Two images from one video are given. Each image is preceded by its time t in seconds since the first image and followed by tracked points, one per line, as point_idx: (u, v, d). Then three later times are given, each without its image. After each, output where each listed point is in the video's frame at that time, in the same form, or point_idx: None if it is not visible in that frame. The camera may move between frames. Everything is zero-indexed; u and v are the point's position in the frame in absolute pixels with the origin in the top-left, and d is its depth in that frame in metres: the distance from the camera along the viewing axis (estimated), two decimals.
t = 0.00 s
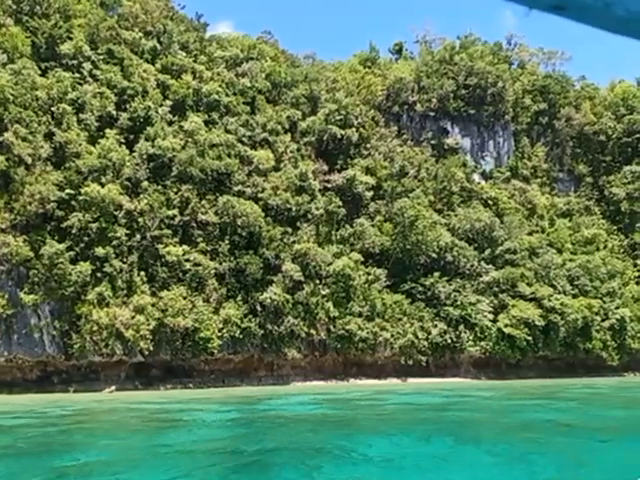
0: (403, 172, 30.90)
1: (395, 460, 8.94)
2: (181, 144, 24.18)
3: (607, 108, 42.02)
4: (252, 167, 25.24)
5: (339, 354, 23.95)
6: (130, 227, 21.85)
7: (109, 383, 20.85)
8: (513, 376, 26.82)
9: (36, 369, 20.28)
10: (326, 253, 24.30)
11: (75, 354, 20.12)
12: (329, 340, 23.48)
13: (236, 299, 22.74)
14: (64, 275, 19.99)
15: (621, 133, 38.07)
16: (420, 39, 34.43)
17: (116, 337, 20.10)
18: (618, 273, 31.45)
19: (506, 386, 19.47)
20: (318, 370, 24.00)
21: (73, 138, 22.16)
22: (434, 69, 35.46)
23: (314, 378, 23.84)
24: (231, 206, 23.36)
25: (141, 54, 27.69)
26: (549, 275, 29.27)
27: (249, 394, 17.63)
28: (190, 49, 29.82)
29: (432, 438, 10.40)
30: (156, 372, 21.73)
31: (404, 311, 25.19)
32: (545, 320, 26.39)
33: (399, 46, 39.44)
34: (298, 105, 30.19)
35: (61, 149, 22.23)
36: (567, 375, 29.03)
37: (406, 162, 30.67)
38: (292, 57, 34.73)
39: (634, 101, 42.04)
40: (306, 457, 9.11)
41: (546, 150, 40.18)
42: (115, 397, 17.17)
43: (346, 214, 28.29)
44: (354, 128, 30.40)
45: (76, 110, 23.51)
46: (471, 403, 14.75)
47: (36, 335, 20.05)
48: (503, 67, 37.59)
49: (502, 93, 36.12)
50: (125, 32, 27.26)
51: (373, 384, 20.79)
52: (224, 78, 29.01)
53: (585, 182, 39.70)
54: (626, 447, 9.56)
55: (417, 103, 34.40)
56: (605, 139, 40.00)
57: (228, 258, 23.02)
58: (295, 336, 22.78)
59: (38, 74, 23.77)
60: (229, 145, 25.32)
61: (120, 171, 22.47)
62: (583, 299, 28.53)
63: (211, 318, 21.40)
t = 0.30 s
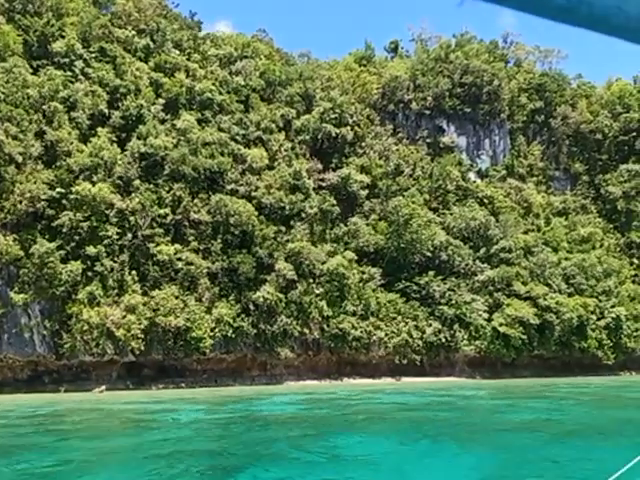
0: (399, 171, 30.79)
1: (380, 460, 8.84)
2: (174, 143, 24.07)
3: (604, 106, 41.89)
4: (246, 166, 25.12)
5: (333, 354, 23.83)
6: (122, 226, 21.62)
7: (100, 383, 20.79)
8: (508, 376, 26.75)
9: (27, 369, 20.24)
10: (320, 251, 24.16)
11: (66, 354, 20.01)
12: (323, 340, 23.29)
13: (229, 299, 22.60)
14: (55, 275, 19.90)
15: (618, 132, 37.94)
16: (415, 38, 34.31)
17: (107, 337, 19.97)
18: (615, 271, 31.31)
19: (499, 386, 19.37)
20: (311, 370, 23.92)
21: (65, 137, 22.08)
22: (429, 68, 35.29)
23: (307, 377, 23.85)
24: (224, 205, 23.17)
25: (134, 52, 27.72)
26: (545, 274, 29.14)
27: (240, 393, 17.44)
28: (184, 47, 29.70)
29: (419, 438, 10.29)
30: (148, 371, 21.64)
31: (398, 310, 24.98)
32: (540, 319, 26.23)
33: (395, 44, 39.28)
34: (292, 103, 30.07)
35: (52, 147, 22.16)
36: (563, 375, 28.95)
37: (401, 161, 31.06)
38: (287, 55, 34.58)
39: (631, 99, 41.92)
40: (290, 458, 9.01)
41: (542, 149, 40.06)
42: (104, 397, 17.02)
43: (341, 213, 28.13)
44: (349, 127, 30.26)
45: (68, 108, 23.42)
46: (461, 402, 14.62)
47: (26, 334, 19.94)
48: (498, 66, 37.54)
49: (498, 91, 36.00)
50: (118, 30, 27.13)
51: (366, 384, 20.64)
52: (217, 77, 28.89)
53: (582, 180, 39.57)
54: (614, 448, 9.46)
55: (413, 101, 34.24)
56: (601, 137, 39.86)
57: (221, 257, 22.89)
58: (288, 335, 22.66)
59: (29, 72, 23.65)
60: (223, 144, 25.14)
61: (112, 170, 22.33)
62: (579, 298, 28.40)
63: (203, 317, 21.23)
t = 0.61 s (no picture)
0: (394, 170, 30.68)
1: (368, 465, 8.80)
2: (166, 142, 23.98)
3: (601, 105, 41.81)
4: (239, 165, 24.98)
5: (327, 353, 23.76)
6: (113, 225, 21.57)
7: (91, 383, 20.70)
8: (503, 375, 26.61)
9: (18, 369, 20.13)
10: (314, 250, 24.04)
11: (56, 354, 19.89)
12: (317, 339, 23.21)
13: (222, 299, 22.48)
14: (45, 275, 19.80)
15: (614, 130, 37.86)
16: (411, 36, 34.15)
17: (98, 336, 20.01)
18: (611, 270, 31.21)
19: (490, 385, 19.32)
20: (305, 370, 23.88)
21: (56, 136, 21.97)
22: (425, 66, 35.09)
23: (301, 377, 23.80)
24: (216, 204, 23.10)
25: (127, 51, 27.63)
26: (540, 273, 29.08)
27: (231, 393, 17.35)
28: (177, 46, 29.56)
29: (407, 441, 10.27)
30: (140, 371, 21.53)
31: (392, 309, 24.87)
32: (535, 319, 26.15)
33: (391, 43, 39.09)
34: (287, 102, 29.97)
35: (43, 146, 22.05)
36: (558, 374, 28.89)
37: (397, 160, 30.54)
38: (282, 53, 34.42)
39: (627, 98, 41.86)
40: (278, 462, 8.97)
41: (538, 147, 40.00)
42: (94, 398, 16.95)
43: (336, 212, 27.65)
44: (344, 126, 30.13)
45: (59, 107, 23.30)
46: (451, 403, 14.62)
47: (16, 334, 19.70)
48: (495, 64, 37.38)
49: (494, 89, 35.90)
50: (110, 29, 27.01)
51: (361, 385, 20.59)
52: (212, 76, 28.77)
53: (579, 179, 39.48)
54: (602, 451, 9.46)
55: (409, 100, 34.09)
56: (598, 136, 39.75)
57: (213, 257, 22.75)
58: (282, 335, 22.53)
59: (20, 71, 23.52)
60: (216, 142, 25.02)
61: (103, 169, 22.18)
62: (574, 297, 28.35)
63: (195, 317, 21.12)
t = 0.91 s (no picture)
0: (390, 169, 30.50)
1: (359, 467, 8.73)
2: (159, 141, 23.83)
3: (598, 104, 41.68)
4: (233, 164, 24.85)
5: (321, 353, 23.63)
6: (104, 225, 21.49)
7: (82, 384, 20.58)
8: (499, 375, 26.43)
9: (8, 369, 20.08)
10: (308, 250, 23.86)
11: (47, 354, 19.79)
12: (311, 340, 23.08)
13: (214, 298, 22.29)
14: (35, 274, 19.65)
15: (612, 129, 37.72)
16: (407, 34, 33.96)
17: (88, 337, 19.78)
18: (607, 270, 31.08)
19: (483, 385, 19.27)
20: (299, 370, 23.73)
21: (47, 135, 21.84)
22: (421, 65, 34.88)
23: (295, 378, 23.65)
24: (209, 203, 22.97)
25: (120, 50, 27.48)
26: (536, 272, 28.99)
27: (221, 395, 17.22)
28: (171, 45, 29.40)
29: (398, 443, 10.21)
30: (133, 372, 21.39)
31: (387, 309, 24.72)
32: (531, 318, 25.99)
33: (388, 41, 38.88)
34: (282, 101, 29.81)
35: (34, 145, 21.92)
36: (554, 374, 28.79)
37: (394, 159, 30.29)
38: (277, 52, 34.24)
39: (625, 97, 41.72)
40: (267, 467, 8.91)
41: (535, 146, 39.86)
42: (83, 399, 16.80)
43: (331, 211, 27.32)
44: (339, 125, 29.97)
45: (51, 106, 23.18)
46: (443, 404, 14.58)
47: (6, 335, 19.63)
48: (492, 63, 37.20)
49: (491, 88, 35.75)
50: (103, 28, 26.87)
51: (355, 385, 20.46)
52: (205, 74, 28.61)
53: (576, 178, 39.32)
54: (593, 453, 9.43)
55: (405, 99, 33.92)
56: (595, 135, 39.62)
57: (206, 256, 22.64)
58: (275, 335, 22.38)
59: (12, 70, 23.40)
60: (209, 141, 24.86)
61: (95, 168, 22.09)
62: (570, 296, 28.22)
63: (187, 317, 20.96)
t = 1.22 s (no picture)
0: (386, 168, 30.34)
1: (347, 469, 8.68)
2: (152, 139, 23.67)
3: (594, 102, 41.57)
4: (227, 163, 24.77)
5: (316, 353, 23.47)
6: (96, 224, 21.38)
7: (74, 384, 20.47)
8: (495, 374, 26.32)
9: None
10: (302, 249, 23.72)
11: (38, 354, 19.68)
12: (305, 339, 22.99)
13: (207, 298, 22.21)
14: (27, 274, 19.58)
15: (609, 128, 37.61)
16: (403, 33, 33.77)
17: (80, 337, 19.72)
18: (604, 269, 30.96)
19: (474, 385, 19.17)
20: (294, 370, 23.62)
21: (39, 133, 21.73)
22: (417, 63, 34.73)
23: (289, 377, 23.55)
24: (202, 202, 22.88)
25: (113, 48, 27.29)
26: (532, 271, 28.83)
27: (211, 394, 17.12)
28: (165, 43, 29.27)
29: (386, 444, 10.17)
30: (125, 371, 21.29)
31: (382, 309, 24.59)
32: (526, 317, 25.89)
33: (384, 40, 38.71)
34: (276, 99, 29.68)
35: (26, 144, 21.80)
36: (550, 373, 28.65)
37: (389, 158, 30.15)
38: (272, 51, 34.08)
39: (621, 95, 41.62)
40: (256, 467, 8.87)
41: (532, 145, 39.74)
42: (72, 399, 16.69)
43: (326, 210, 27.45)
44: (334, 124, 29.83)
45: (42, 104, 23.05)
46: (434, 404, 14.52)
47: None
48: (488, 61, 37.01)
49: (487, 87, 35.61)
50: (96, 26, 26.73)
51: (349, 385, 20.37)
52: (199, 73, 28.45)
53: (572, 176, 39.19)
54: (582, 454, 9.40)
55: (401, 98, 33.76)
56: (592, 134, 39.49)
57: (199, 256, 22.54)
58: (268, 335, 22.31)
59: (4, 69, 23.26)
60: (202, 140, 24.73)
61: (87, 167, 21.96)
62: (566, 296, 28.11)
63: (179, 317, 20.87)
